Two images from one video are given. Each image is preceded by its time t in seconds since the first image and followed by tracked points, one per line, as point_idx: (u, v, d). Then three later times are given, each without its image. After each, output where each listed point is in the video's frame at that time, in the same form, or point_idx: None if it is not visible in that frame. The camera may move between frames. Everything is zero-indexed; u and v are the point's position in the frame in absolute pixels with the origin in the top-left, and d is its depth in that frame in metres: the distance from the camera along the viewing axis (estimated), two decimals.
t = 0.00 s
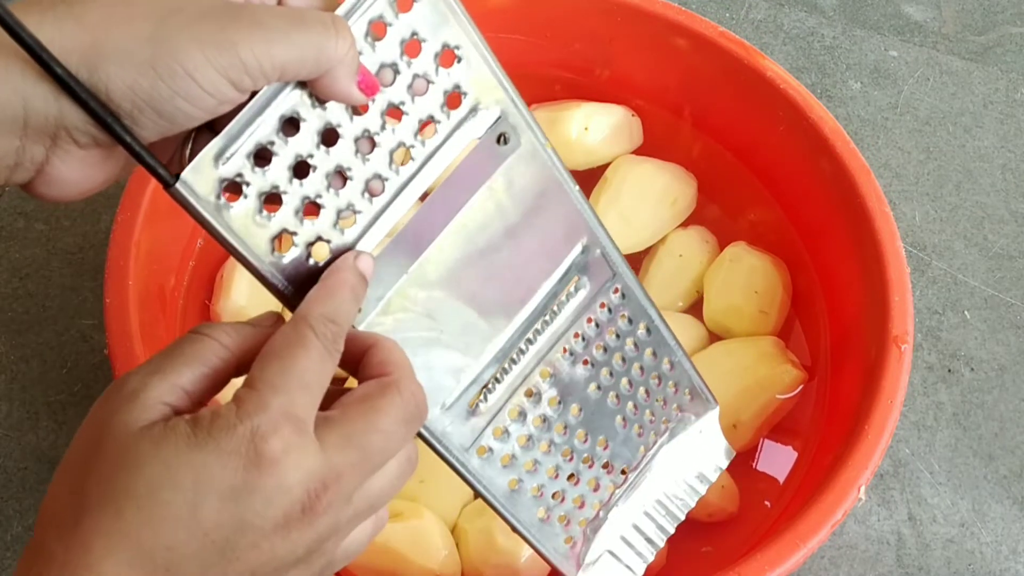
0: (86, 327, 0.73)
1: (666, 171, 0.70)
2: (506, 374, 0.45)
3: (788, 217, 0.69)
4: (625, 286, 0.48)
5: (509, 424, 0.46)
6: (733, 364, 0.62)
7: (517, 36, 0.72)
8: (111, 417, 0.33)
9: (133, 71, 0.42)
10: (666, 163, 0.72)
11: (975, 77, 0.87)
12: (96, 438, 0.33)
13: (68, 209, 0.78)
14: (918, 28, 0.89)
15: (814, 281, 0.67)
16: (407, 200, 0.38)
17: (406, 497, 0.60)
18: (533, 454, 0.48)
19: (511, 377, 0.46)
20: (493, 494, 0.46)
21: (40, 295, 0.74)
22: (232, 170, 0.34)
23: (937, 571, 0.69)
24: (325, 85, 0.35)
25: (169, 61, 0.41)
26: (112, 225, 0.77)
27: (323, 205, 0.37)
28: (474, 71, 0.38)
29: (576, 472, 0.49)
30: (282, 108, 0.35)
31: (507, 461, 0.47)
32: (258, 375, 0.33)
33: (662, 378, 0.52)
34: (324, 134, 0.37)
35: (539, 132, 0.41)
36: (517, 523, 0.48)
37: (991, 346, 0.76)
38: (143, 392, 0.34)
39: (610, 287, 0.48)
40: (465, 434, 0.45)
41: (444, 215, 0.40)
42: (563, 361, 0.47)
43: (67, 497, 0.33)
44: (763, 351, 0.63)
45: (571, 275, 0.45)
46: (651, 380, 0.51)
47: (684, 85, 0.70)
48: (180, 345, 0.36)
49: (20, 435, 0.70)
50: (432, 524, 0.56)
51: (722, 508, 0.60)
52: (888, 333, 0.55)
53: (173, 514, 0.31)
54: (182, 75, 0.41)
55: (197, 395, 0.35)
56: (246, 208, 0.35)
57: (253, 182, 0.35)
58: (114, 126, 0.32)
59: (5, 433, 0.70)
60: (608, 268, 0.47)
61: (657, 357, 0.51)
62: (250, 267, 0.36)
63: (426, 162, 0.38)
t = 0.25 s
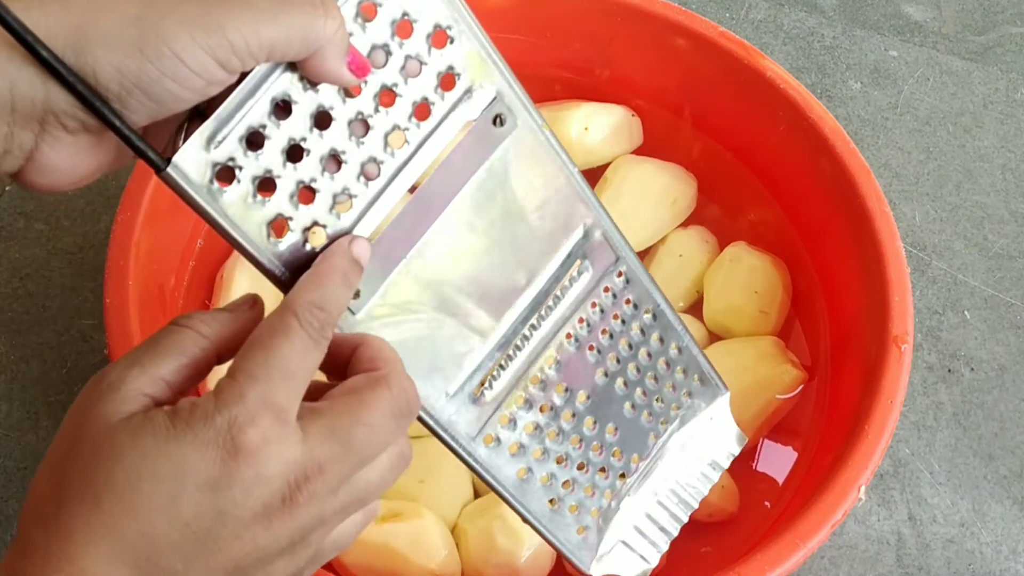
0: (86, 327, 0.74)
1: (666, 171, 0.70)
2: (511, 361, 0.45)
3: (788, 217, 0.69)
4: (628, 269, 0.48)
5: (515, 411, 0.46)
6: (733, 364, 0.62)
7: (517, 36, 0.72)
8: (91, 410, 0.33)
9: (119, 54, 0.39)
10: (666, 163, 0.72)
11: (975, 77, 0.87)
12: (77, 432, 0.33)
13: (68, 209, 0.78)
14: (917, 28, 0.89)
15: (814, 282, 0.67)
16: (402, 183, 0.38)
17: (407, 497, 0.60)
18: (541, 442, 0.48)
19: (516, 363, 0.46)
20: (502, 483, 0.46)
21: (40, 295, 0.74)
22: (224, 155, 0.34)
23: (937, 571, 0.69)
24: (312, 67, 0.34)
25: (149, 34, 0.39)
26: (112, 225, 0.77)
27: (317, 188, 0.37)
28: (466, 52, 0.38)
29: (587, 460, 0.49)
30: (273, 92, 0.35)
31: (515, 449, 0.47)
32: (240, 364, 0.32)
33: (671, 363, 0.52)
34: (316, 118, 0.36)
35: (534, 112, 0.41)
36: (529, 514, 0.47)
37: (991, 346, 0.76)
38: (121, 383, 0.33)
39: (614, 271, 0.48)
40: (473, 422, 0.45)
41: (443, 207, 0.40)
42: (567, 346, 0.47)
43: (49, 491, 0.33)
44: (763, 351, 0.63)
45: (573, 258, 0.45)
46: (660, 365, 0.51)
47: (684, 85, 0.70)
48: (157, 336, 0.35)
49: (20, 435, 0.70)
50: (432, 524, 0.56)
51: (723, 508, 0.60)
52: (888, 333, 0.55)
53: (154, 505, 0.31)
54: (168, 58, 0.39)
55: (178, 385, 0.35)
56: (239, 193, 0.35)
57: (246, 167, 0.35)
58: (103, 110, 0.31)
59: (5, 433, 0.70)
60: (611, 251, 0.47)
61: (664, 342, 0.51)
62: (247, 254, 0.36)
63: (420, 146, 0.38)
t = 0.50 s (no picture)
0: (86, 327, 0.74)
1: (666, 171, 0.70)
2: (519, 355, 0.45)
3: (788, 216, 0.69)
4: (632, 260, 0.48)
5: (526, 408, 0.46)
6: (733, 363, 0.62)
7: (517, 36, 0.72)
8: (78, 408, 0.33)
9: (104, 39, 0.39)
10: (666, 163, 0.72)
11: (975, 77, 0.87)
12: (62, 431, 0.33)
13: (68, 209, 0.78)
14: (917, 28, 0.89)
15: (814, 282, 0.67)
16: (396, 172, 0.38)
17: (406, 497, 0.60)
18: (555, 439, 0.47)
19: (524, 357, 0.45)
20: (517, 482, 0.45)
21: (40, 295, 0.74)
22: (214, 146, 0.34)
23: (937, 572, 0.69)
24: (297, 53, 0.35)
25: (137, 24, 0.39)
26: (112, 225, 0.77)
27: (310, 179, 0.37)
28: (454, 41, 0.38)
29: (603, 457, 0.49)
30: (261, 81, 0.35)
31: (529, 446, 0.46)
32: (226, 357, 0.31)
33: (683, 355, 0.52)
34: (306, 108, 0.36)
35: (527, 100, 0.41)
36: (548, 513, 0.47)
37: (991, 346, 0.76)
38: (106, 382, 0.33)
39: (617, 261, 0.48)
40: (484, 418, 0.44)
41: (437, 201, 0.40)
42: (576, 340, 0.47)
43: (33, 489, 0.33)
44: (763, 351, 0.63)
45: (576, 249, 0.45)
46: (672, 358, 0.51)
47: (684, 85, 0.70)
48: (144, 338, 0.35)
49: (20, 435, 0.70)
50: (432, 524, 0.56)
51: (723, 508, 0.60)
52: (888, 333, 0.55)
53: (135, 499, 0.30)
54: (155, 45, 0.39)
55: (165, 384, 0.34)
56: (232, 186, 0.34)
57: (237, 158, 0.34)
58: (91, 101, 0.31)
59: (5, 433, 0.70)
60: (613, 241, 0.47)
61: (674, 334, 0.51)
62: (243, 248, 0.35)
63: (413, 136, 0.38)
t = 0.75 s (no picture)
0: (86, 327, 0.74)
1: (666, 171, 0.70)
2: (518, 359, 0.46)
3: (788, 217, 0.69)
4: (633, 266, 0.48)
5: (525, 413, 0.46)
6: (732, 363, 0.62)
7: (517, 36, 0.72)
8: (76, 405, 0.33)
9: (98, 33, 0.39)
10: (666, 163, 0.72)
11: (975, 77, 0.87)
12: (61, 428, 0.33)
13: (68, 209, 0.78)
14: (917, 28, 0.89)
15: (814, 282, 0.67)
16: (392, 172, 0.38)
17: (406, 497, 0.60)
18: (556, 445, 0.47)
19: (523, 361, 0.46)
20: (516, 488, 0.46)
21: (40, 295, 0.74)
22: (209, 144, 0.34)
23: (937, 572, 0.69)
24: (290, 52, 0.35)
25: (131, 20, 0.39)
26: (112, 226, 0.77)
27: (306, 179, 0.37)
28: (449, 42, 0.38)
29: (604, 464, 0.49)
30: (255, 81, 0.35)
31: (528, 451, 0.46)
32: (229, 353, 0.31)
33: (686, 364, 0.52)
34: (302, 108, 0.36)
35: (525, 100, 0.41)
36: (547, 520, 0.47)
37: (991, 346, 0.76)
38: (104, 379, 0.33)
39: (618, 267, 0.48)
40: (483, 421, 0.45)
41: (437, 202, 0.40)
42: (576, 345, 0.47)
43: (32, 485, 0.33)
44: (763, 351, 0.63)
45: (575, 254, 0.45)
46: (674, 365, 0.51)
47: (684, 85, 0.70)
48: (142, 338, 0.35)
49: (21, 435, 0.70)
50: (432, 524, 0.56)
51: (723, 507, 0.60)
52: (888, 333, 0.55)
53: (133, 491, 0.30)
54: (148, 38, 0.39)
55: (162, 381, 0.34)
56: (226, 184, 0.35)
57: (231, 156, 0.34)
58: (82, 95, 0.31)
59: (5, 433, 0.70)
60: (613, 247, 0.47)
61: (676, 341, 0.51)
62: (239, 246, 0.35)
63: (410, 137, 0.38)
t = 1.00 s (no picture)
0: (86, 327, 0.74)
1: (666, 171, 0.70)
2: (518, 350, 0.45)
3: (787, 217, 0.69)
4: (630, 254, 0.48)
5: (526, 403, 0.46)
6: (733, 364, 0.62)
7: (517, 36, 0.72)
8: (65, 400, 0.33)
9: (87, 28, 0.39)
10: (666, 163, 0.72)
11: (975, 77, 0.87)
12: (53, 422, 0.33)
13: (68, 209, 0.78)
14: (917, 28, 0.89)
15: (814, 282, 0.67)
16: (386, 168, 0.38)
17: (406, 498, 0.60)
18: (558, 434, 0.47)
19: (523, 352, 0.46)
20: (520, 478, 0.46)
21: (40, 295, 0.74)
22: (201, 146, 0.34)
23: (937, 572, 0.69)
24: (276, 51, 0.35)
25: (124, 15, 0.39)
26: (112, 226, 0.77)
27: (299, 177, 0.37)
28: (437, 38, 0.38)
29: (607, 451, 0.49)
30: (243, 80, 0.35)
31: (530, 441, 0.46)
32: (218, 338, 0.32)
33: (686, 349, 0.52)
34: (292, 107, 0.36)
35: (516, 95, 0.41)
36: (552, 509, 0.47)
37: (991, 346, 0.76)
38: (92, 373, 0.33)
39: (615, 256, 0.48)
40: (485, 412, 0.45)
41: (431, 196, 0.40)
42: (574, 334, 0.47)
43: (24, 480, 0.32)
44: (763, 352, 0.63)
45: (570, 243, 0.45)
46: (673, 352, 0.51)
47: (684, 85, 0.70)
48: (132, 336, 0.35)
49: (21, 435, 0.70)
50: (432, 524, 0.56)
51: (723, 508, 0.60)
52: (888, 333, 0.55)
53: (128, 476, 0.30)
54: (136, 33, 0.39)
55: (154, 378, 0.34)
56: (218, 185, 0.35)
57: (223, 157, 0.35)
58: (73, 102, 0.32)
59: (5, 433, 0.70)
60: (609, 236, 0.47)
61: (675, 328, 0.51)
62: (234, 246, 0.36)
63: (401, 132, 0.38)
